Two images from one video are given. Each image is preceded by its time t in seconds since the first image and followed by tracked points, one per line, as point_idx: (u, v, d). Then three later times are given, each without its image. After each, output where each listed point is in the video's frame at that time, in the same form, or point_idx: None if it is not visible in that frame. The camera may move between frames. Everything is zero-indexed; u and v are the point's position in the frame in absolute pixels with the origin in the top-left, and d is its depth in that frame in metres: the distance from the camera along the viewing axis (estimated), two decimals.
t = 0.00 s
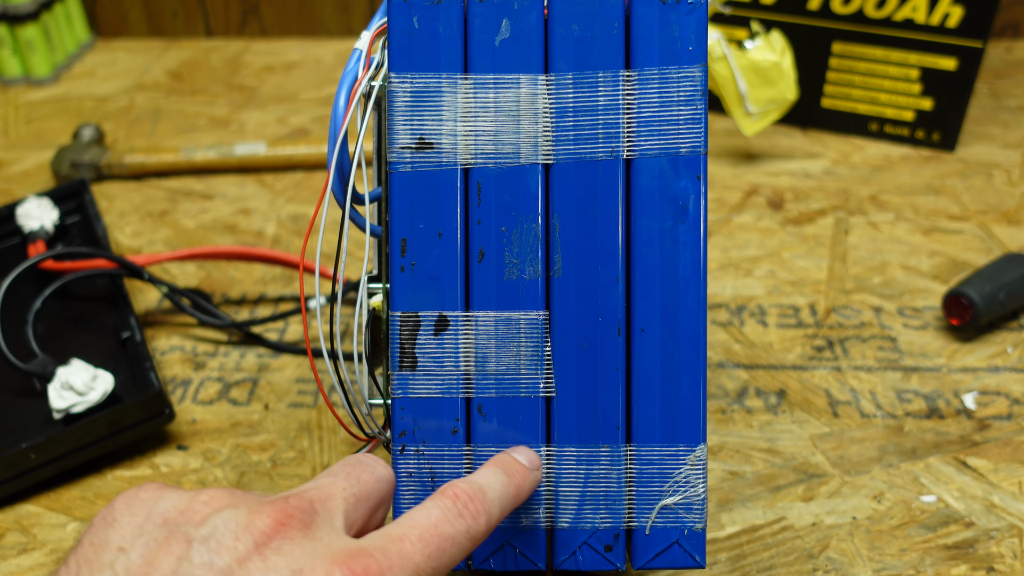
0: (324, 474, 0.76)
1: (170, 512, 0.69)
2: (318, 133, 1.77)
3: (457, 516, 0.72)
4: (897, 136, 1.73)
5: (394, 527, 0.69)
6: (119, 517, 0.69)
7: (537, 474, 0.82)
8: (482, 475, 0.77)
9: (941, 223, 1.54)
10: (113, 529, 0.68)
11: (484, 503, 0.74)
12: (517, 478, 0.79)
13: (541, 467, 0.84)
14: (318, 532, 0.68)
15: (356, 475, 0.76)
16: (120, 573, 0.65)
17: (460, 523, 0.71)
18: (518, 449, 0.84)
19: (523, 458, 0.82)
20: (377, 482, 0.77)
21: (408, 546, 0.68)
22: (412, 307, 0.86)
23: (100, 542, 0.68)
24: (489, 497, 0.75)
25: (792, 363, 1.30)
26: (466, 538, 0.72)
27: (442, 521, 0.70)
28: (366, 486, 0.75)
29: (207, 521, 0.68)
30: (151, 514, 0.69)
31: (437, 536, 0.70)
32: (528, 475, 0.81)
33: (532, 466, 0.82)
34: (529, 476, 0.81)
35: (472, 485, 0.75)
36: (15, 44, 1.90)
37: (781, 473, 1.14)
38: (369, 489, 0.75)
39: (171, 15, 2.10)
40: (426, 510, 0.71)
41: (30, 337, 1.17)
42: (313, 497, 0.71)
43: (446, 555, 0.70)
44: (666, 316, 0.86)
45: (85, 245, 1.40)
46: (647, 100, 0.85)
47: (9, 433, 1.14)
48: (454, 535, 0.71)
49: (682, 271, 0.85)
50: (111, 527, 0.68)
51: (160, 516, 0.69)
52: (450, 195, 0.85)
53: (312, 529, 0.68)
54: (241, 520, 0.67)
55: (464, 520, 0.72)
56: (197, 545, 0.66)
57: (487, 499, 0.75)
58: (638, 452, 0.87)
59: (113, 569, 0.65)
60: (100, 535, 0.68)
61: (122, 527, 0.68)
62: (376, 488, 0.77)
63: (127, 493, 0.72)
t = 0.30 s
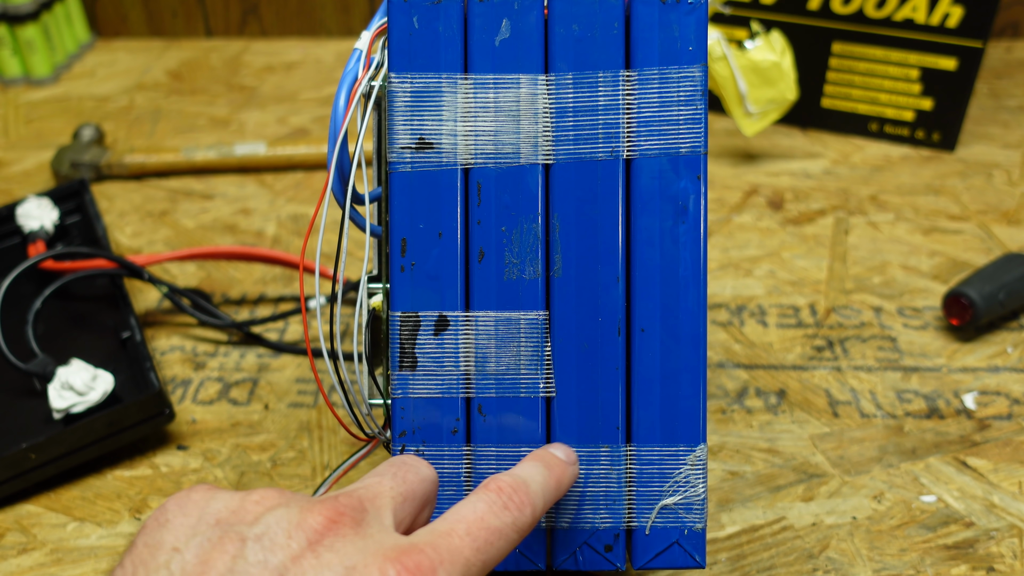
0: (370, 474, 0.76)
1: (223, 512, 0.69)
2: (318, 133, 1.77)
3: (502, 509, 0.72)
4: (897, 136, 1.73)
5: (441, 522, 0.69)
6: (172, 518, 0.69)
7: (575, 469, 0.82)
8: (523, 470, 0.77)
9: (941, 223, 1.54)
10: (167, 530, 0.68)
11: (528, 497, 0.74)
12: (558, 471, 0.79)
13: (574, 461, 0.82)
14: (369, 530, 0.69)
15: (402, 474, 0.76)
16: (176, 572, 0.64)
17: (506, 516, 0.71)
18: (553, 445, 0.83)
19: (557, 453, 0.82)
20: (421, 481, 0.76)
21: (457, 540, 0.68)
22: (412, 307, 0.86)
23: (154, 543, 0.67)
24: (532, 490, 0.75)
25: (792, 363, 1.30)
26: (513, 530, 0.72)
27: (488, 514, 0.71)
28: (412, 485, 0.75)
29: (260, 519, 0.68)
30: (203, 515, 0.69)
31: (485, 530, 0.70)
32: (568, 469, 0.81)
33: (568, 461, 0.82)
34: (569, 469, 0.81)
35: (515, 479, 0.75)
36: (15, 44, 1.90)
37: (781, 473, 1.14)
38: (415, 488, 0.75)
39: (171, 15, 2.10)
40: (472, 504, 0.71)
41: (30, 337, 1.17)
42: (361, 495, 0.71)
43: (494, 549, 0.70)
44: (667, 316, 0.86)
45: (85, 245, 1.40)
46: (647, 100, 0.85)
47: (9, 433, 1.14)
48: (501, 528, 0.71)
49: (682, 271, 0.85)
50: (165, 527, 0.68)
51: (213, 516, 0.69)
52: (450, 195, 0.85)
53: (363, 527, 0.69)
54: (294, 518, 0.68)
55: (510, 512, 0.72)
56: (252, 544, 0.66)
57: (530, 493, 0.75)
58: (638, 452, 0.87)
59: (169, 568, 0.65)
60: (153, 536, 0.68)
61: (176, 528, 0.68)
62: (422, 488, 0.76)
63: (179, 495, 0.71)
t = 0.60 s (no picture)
0: (416, 481, 0.76)
1: (274, 518, 0.69)
2: (318, 133, 1.77)
3: (548, 516, 0.72)
4: (897, 136, 1.73)
5: (489, 528, 0.70)
6: (224, 524, 0.69)
7: (617, 471, 0.82)
8: (567, 475, 0.77)
9: (941, 223, 1.54)
10: (219, 536, 0.68)
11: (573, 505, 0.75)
12: (600, 476, 0.79)
13: (620, 466, 0.84)
14: (418, 536, 0.69)
15: (447, 483, 0.76)
16: None
17: (551, 523, 0.72)
18: (597, 447, 0.84)
19: (602, 456, 0.83)
20: (466, 489, 0.77)
21: (505, 547, 0.69)
22: (412, 307, 0.86)
23: (207, 548, 0.67)
24: (576, 497, 0.75)
25: (792, 363, 1.30)
26: (558, 538, 0.72)
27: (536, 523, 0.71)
28: (459, 493, 0.75)
29: (311, 526, 0.68)
30: (255, 520, 0.69)
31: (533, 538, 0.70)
32: (611, 472, 0.81)
33: (611, 463, 0.82)
34: (611, 473, 0.81)
35: (560, 486, 0.76)
36: (15, 44, 1.90)
37: (781, 473, 1.14)
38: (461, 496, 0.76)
39: (171, 15, 2.10)
40: (518, 511, 0.72)
41: (30, 337, 1.17)
42: (410, 502, 0.72)
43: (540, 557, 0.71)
44: (666, 316, 0.86)
45: (85, 245, 1.40)
46: (647, 100, 0.85)
47: (9, 433, 1.14)
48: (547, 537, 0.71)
49: (682, 271, 0.85)
50: (218, 533, 0.68)
51: (264, 522, 0.69)
52: (450, 195, 0.85)
53: (413, 533, 0.69)
54: (345, 524, 0.68)
55: (554, 520, 0.73)
56: (304, 550, 0.66)
57: (573, 499, 0.75)
58: (638, 452, 0.87)
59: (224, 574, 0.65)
60: (206, 542, 0.68)
61: (229, 535, 0.68)
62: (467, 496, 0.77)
63: (236, 498, 0.71)
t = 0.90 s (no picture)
0: (435, 501, 0.78)
1: (301, 534, 0.70)
2: (318, 133, 1.77)
3: (569, 535, 0.75)
4: (897, 136, 1.73)
5: (511, 546, 0.72)
6: (251, 540, 0.70)
7: (636, 491, 0.84)
8: (586, 495, 0.79)
9: (941, 223, 1.54)
10: (247, 551, 0.69)
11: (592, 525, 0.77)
12: (619, 497, 0.81)
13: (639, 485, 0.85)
14: (442, 552, 0.70)
15: (465, 502, 0.78)
16: None
17: (572, 542, 0.74)
18: (615, 464, 0.85)
19: (620, 474, 0.84)
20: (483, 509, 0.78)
21: (527, 564, 0.71)
22: (412, 307, 0.86)
23: (235, 563, 0.68)
24: (596, 517, 0.77)
25: (792, 363, 1.30)
26: (578, 557, 0.74)
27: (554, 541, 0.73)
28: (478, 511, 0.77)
29: (338, 541, 0.69)
30: (281, 536, 0.70)
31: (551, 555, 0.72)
32: (629, 493, 0.82)
33: (631, 483, 0.84)
34: (630, 493, 0.82)
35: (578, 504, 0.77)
36: (15, 44, 1.90)
37: (781, 473, 1.14)
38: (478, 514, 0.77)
39: (171, 15, 2.10)
40: (540, 530, 0.74)
41: (30, 337, 1.17)
42: (433, 519, 0.73)
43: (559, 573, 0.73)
44: (667, 316, 0.86)
45: (85, 245, 1.40)
46: (647, 100, 0.85)
47: (9, 433, 1.14)
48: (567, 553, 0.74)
49: (682, 271, 0.85)
50: (245, 549, 0.69)
51: (291, 538, 0.70)
52: (450, 195, 0.85)
53: (437, 549, 0.70)
54: (371, 539, 0.69)
55: (575, 539, 0.75)
56: (332, 564, 0.67)
57: (594, 520, 0.77)
58: (638, 452, 0.87)
59: None
60: (234, 557, 0.69)
61: (256, 549, 0.69)
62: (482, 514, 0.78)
63: (268, 514, 0.72)
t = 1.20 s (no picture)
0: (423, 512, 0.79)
1: (285, 545, 0.73)
2: (318, 133, 1.77)
3: (557, 534, 0.75)
4: (897, 136, 1.73)
5: (497, 545, 0.73)
6: (238, 555, 0.73)
7: (633, 490, 0.83)
8: (578, 495, 0.79)
9: (941, 223, 1.54)
10: (234, 566, 0.72)
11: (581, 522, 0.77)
12: (614, 495, 0.81)
13: (637, 483, 0.85)
14: (425, 553, 0.72)
15: (451, 513, 0.79)
16: None
17: (560, 540, 0.75)
18: (613, 464, 0.85)
19: (617, 474, 0.84)
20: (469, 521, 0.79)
21: (511, 561, 0.72)
22: (412, 307, 0.86)
23: None
24: (586, 515, 0.77)
25: (792, 363, 1.30)
26: (567, 555, 0.75)
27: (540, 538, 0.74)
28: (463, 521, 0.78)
29: (320, 548, 0.72)
30: (266, 549, 0.73)
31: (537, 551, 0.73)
32: (625, 492, 0.82)
33: (628, 483, 0.83)
34: (626, 492, 0.82)
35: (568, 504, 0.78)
36: (15, 44, 1.90)
37: (781, 473, 1.14)
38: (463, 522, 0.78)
39: (171, 15, 2.10)
40: (526, 528, 0.75)
41: (30, 337, 1.17)
42: (417, 525, 0.75)
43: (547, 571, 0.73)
44: (666, 316, 0.86)
45: (85, 245, 1.40)
46: (647, 99, 0.85)
47: (9, 433, 1.14)
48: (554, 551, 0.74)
49: (682, 271, 0.85)
50: (232, 564, 0.72)
51: (276, 549, 0.73)
52: (450, 195, 0.85)
53: (420, 550, 0.72)
54: (353, 544, 0.71)
55: (564, 537, 0.75)
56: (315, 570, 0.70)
57: (584, 518, 0.77)
58: (638, 452, 0.87)
59: None
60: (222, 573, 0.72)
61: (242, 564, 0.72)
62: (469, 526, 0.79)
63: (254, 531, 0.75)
